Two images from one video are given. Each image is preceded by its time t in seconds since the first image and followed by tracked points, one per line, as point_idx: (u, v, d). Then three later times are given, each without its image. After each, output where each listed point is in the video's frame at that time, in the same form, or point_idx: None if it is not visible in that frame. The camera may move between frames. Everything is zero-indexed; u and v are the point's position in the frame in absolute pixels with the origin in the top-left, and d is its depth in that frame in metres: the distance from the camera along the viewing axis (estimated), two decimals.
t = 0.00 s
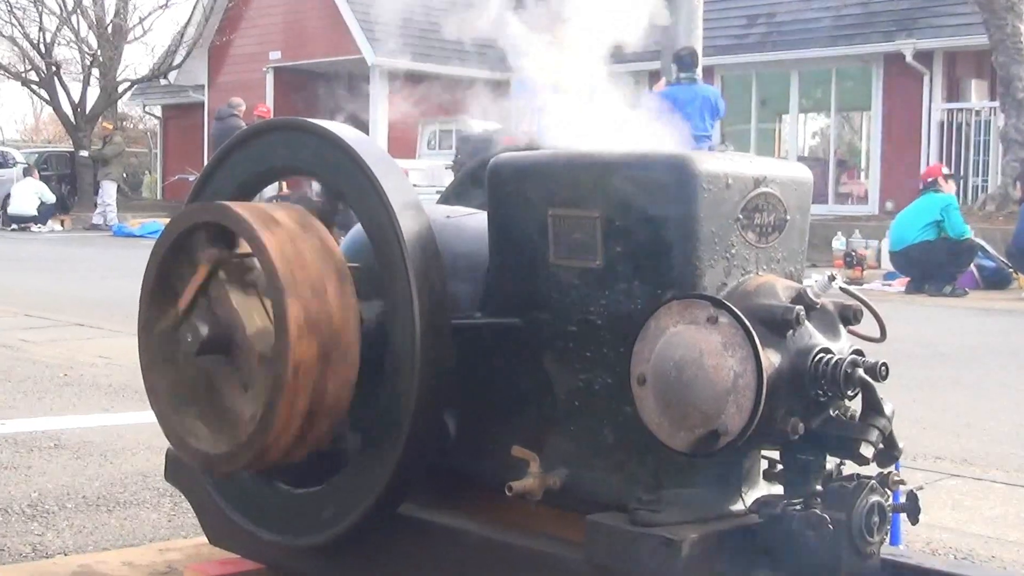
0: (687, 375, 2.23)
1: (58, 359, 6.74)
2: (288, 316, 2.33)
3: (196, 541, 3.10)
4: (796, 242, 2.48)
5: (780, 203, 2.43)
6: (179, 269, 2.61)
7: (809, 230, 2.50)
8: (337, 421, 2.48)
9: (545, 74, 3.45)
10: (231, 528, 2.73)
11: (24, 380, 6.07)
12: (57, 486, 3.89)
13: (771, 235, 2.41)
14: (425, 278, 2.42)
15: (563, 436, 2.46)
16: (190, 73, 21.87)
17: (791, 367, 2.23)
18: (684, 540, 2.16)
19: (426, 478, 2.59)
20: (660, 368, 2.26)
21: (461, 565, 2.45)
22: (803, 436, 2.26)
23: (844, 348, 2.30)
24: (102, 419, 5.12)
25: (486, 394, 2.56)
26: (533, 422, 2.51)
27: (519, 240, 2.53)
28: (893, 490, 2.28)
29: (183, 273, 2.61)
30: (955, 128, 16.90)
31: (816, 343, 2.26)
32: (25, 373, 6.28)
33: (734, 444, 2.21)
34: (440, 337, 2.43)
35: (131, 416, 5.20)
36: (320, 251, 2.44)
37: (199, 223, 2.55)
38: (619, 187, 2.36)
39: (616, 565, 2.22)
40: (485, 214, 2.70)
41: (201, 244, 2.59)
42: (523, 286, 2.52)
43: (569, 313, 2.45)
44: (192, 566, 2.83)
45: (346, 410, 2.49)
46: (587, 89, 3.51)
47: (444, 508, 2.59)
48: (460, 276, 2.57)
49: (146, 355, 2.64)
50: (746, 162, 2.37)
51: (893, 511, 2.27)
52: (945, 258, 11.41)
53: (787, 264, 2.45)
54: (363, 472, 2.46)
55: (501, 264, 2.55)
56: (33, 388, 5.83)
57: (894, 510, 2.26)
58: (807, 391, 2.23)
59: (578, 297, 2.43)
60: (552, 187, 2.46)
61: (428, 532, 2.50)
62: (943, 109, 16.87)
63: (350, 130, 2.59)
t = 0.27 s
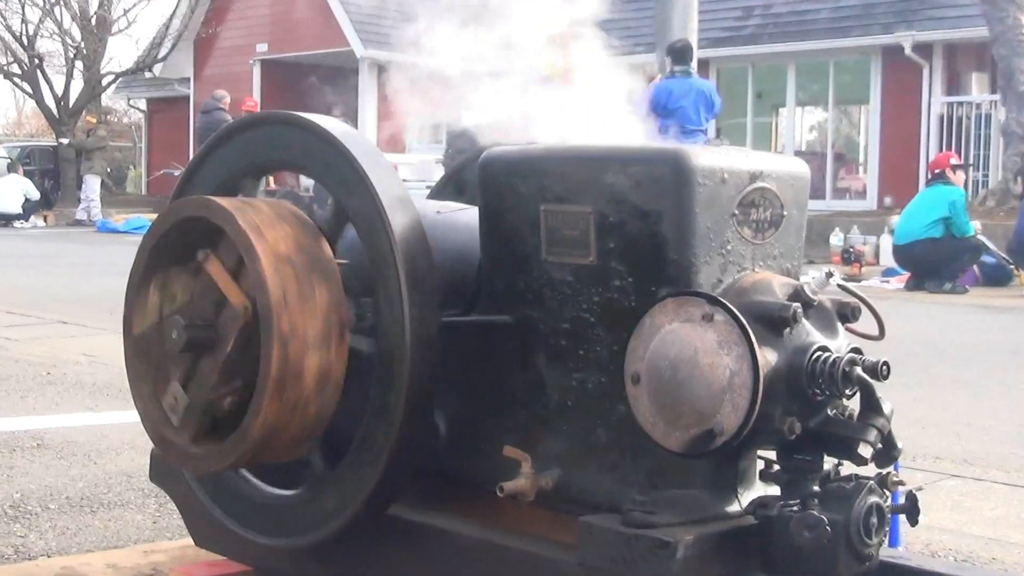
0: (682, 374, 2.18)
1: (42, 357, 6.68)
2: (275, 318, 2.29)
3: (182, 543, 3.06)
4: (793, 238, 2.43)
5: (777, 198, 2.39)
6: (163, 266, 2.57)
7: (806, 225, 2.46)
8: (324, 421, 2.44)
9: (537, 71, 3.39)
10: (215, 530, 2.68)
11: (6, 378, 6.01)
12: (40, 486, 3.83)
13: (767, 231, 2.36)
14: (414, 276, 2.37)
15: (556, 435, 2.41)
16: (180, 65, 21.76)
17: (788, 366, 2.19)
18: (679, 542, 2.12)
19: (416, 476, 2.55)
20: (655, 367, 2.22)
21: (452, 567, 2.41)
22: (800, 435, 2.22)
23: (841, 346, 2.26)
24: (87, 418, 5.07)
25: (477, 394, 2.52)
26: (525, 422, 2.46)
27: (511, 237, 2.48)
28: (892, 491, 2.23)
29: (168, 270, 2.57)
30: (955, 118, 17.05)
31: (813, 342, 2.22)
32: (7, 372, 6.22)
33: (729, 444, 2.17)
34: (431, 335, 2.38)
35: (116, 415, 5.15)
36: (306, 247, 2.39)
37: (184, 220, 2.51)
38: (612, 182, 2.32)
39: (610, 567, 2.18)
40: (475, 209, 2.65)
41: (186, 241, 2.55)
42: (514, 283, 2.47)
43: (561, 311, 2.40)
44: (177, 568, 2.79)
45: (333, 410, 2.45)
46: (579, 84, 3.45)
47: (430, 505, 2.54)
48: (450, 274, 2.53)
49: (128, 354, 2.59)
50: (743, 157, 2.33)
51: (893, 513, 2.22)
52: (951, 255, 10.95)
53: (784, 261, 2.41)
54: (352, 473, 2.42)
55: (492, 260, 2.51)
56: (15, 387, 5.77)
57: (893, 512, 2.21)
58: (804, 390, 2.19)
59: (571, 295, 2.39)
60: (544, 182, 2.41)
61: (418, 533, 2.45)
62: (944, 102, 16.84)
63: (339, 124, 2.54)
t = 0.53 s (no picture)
0: (677, 371, 2.14)
1: (25, 356, 6.62)
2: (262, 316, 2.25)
3: (168, 544, 3.01)
4: (790, 234, 2.38)
5: (773, 193, 2.34)
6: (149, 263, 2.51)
7: (803, 220, 2.41)
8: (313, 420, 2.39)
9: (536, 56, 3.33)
10: (201, 531, 2.63)
11: None
12: (23, 487, 3.78)
13: (763, 226, 2.32)
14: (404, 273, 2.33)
15: (549, 435, 2.37)
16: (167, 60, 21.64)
17: (784, 364, 2.14)
18: (674, 544, 2.08)
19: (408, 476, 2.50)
20: (649, 365, 2.17)
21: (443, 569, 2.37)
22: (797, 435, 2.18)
23: (839, 344, 2.22)
24: (70, 417, 5.02)
25: (468, 393, 2.47)
26: (517, 422, 2.42)
27: (503, 233, 2.44)
28: (891, 492, 2.18)
29: (153, 267, 2.52)
30: (954, 115, 16.96)
31: (810, 339, 2.18)
32: None
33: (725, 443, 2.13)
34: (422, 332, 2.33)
35: (100, 414, 5.09)
36: (294, 244, 2.35)
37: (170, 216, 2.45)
38: (606, 177, 2.27)
39: (603, 569, 2.14)
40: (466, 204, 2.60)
41: (173, 237, 2.50)
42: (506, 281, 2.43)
43: (554, 308, 2.36)
44: (161, 570, 2.74)
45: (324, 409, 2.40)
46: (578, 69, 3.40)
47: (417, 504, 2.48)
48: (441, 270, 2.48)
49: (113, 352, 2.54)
50: (738, 151, 2.28)
51: (892, 514, 2.17)
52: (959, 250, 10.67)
53: (781, 257, 2.36)
54: (342, 472, 2.37)
55: (483, 256, 2.46)
56: None
57: (891, 513, 2.16)
58: (801, 389, 2.14)
59: (564, 291, 2.34)
60: (536, 177, 2.37)
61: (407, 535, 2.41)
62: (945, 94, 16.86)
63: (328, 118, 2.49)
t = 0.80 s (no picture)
0: (671, 370, 2.10)
1: (8, 354, 6.55)
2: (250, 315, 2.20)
3: (152, 546, 2.96)
4: (786, 230, 2.34)
5: (770, 188, 2.30)
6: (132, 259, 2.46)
7: (800, 215, 2.37)
8: (300, 420, 2.34)
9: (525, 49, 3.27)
10: (186, 533, 2.59)
11: None
12: (4, 488, 3.73)
13: (759, 221, 2.27)
14: (393, 268, 2.28)
15: (541, 435, 2.33)
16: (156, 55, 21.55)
17: (781, 362, 2.10)
18: (669, 546, 2.04)
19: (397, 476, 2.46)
20: (643, 363, 2.13)
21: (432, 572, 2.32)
22: (795, 435, 2.14)
23: (837, 342, 2.18)
24: (53, 416, 4.96)
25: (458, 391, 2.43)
26: (508, 421, 2.37)
27: (493, 228, 2.39)
28: (889, 493, 2.14)
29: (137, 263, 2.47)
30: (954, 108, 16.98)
31: (807, 337, 2.14)
32: None
33: (720, 443, 2.09)
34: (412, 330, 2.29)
35: (83, 413, 5.04)
36: (281, 240, 2.30)
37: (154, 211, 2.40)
38: (599, 171, 2.23)
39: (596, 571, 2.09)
40: (456, 199, 2.55)
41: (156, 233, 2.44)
42: (497, 277, 2.38)
43: (546, 305, 2.31)
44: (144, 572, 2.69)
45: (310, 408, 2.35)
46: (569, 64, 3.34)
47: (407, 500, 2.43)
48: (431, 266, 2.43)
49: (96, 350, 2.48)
50: (734, 145, 2.24)
51: (890, 514, 2.13)
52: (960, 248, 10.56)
53: (777, 253, 2.32)
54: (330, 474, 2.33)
55: (474, 253, 2.42)
56: None
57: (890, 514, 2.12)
58: (798, 387, 2.11)
59: (556, 288, 2.30)
60: (528, 171, 2.32)
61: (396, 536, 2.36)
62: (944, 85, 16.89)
63: (315, 111, 2.44)
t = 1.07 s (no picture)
0: (665, 368, 2.05)
1: None
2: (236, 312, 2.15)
3: (137, 547, 2.91)
4: (782, 225, 2.30)
5: (766, 183, 2.25)
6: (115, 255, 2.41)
7: (796, 211, 2.32)
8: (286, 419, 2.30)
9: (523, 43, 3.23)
10: (169, 535, 2.55)
11: None
12: None
13: (755, 217, 2.23)
14: (381, 264, 2.24)
15: (533, 434, 2.28)
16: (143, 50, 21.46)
17: (777, 361, 2.06)
18: (663, 548, 1.99)
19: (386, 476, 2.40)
20: (636, 362, 2.09)
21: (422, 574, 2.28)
22: (791, 434, 2.10)
23: (834, 340, 2.13)
24: (36, 416, 4.90)
25: (447, 391, 2.38)
26: (499, 421, 2.33)
27: (483, 224, 2.34)
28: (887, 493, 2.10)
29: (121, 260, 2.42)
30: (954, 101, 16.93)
31: (804, 335, 2.09)
32: None
33: (716, 443, 2.05)
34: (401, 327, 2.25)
35: (66, 413, 4.98)
36: (267, 235, 2.25)
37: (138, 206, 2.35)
38: (592, 165, 2.18)
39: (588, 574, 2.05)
40: (445, 194, 2.50)
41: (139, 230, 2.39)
42: (487, 274, 2.33)
43: (538, 302, 2.27)
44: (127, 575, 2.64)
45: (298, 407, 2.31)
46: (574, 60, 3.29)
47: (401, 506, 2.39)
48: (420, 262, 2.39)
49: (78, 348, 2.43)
50: (730, 139, 2.19)
51: (888, 516, 2.09)
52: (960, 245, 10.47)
53: (773, 249, 2.27)
54: (317, 474, 2.28)
55: (464, 249, 2.37)
56: None
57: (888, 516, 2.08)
58: (795, 386, 2.06)
59: (548, 285, 2.25)
60: (519, 166, 2.28)
61: (385, 538, 2.32)
62: (946, 79, 16.76)
63: (302, 105, 2.39)
